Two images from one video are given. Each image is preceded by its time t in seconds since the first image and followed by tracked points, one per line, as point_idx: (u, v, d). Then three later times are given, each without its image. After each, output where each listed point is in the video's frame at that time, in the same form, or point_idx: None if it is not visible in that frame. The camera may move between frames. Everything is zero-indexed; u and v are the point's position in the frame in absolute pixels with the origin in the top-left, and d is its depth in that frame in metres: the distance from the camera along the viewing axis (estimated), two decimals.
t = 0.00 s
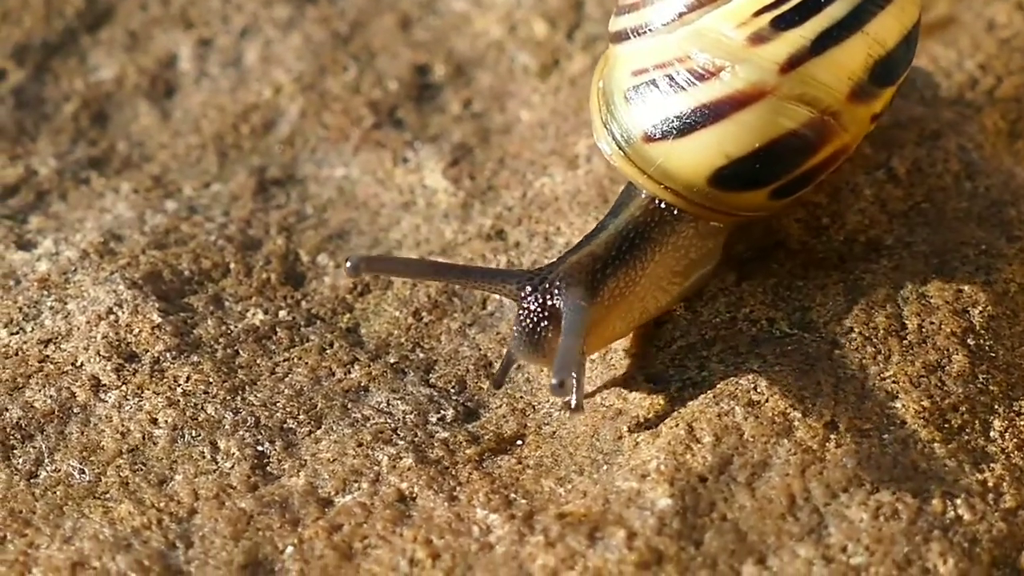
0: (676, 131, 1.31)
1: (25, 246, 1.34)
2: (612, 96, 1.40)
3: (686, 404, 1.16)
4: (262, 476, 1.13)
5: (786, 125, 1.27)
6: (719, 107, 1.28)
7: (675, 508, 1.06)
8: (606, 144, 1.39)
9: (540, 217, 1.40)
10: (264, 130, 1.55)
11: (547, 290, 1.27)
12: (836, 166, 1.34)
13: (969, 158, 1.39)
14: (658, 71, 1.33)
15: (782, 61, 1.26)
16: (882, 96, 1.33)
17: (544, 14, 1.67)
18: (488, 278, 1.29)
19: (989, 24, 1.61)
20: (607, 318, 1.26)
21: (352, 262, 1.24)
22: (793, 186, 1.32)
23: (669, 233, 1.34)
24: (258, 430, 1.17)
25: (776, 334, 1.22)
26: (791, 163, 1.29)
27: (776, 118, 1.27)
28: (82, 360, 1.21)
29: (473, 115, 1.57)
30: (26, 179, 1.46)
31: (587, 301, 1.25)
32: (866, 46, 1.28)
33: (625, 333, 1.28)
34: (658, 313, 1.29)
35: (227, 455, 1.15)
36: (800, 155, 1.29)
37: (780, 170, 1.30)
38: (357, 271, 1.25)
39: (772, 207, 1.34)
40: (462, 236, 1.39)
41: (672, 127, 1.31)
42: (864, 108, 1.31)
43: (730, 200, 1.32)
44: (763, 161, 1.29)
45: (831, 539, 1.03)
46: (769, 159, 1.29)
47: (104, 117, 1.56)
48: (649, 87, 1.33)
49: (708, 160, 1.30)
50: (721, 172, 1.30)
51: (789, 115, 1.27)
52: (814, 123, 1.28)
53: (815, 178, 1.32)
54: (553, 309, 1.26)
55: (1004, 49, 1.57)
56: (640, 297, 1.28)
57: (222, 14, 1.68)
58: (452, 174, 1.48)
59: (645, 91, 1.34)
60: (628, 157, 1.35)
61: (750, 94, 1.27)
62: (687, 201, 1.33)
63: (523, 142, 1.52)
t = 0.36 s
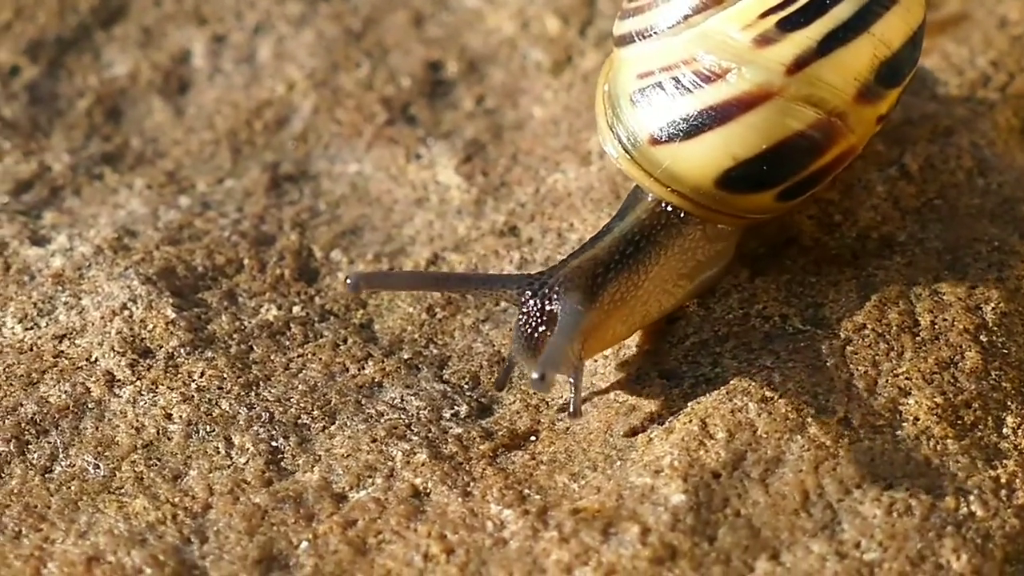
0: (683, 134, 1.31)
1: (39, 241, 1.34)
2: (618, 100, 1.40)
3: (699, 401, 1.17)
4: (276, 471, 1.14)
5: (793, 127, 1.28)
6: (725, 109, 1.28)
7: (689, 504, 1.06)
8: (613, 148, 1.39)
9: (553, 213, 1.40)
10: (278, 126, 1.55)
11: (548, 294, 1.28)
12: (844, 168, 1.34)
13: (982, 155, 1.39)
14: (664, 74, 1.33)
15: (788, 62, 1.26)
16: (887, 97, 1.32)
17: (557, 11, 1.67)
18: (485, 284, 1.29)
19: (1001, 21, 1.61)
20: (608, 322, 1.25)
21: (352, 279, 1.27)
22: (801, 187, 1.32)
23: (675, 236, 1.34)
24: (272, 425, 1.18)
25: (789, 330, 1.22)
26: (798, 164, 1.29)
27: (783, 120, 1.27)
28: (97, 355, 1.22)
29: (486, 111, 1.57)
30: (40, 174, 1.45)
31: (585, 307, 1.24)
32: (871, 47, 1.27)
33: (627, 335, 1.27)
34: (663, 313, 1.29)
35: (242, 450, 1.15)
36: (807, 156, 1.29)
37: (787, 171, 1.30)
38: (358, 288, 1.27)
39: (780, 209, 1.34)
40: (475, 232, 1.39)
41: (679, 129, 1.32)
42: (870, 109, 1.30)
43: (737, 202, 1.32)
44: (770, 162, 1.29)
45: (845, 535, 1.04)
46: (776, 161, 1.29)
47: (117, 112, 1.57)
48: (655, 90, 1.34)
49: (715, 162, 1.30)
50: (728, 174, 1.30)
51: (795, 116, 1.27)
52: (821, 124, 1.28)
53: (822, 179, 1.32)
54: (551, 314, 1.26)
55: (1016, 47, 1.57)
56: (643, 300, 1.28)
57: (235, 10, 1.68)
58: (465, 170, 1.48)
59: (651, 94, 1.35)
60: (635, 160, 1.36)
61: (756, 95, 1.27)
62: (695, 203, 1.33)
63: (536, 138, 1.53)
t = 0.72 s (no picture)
0: (682, 129, 1.32)
1: (52, 233, 1.35)
2: (617, 99, 1.40)
3: (713, 393, 1.17)
4: (290, 462, 1.14)
5: (791, 117, 1.28)
6: (723, 102, 1.29)
7: (703, 496, 1.07)
8: (613, 147, 1.39)
9: (566, 205, 1.40)
10: (291, 118, 1.55)
11: (547, 281, 1.28)
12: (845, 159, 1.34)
13: (995, 148, 1.39)
14: (661, 71, 1.34)
15: (784, 53, 1.27)
16: (885, 85, 1.32)
17: (570, 4, 1.68)
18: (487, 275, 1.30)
19: (1014, 15, 1.62)
20: (606, 313, 1.27)
21: (352, 274, 1.26)
22: (802, 180, 1.32)
23: (678, 232, 1.34)
24: (286, 416, 1.18)
25: (803, 323, 1.22)
26: (798, 155, 1.29)
27: (782, 110, 1.28)
28: (111, 346, 1.22)
29: (499, 104, 1.57)
30: (53, 166, 1.45)
31: (585, 294, 1.26)
32: (867, 35, 1.28)
33: (623, 330, 1.29)
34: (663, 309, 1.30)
35: (255, 441, 1.16)
36: (808, 147, 1.29)
37: (788, 163, 1.30)
38: (358, 282, 1.26)
39: (783, 203, 1.34)
40: (488, 224, 1.39)
41: (678, 124, 1.32)
42: (868, 97, 1.31)
43: (739, 196, 1.32)
44: (770, 154, 1.29)
45: (859, 526, 1.04)
46: (776, 152, 1.29)
47: (131, 105, 1.57)
48: (653, 88, 1.35)
49: (715, 156, 1.30)
50: (729, 167, 1.30)
51: (794, 107, 1.28)
52: (819, 114, 1.28)
53: (824, 171, 1.32)
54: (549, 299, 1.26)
55: None
56: (644, 292, 1.28)
57: (248, 4, 1.68)
58: (478, 163, 1.48)
59: (649, 92, 1.35)
60: (635, 158, 1.36)
61: (753, 87, 1.27)
62: (697, 198, 1.33)
63: (549, 131, 1.53)
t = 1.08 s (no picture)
0: (684, 128, 1.32)
1: (69, 229, 1.35)
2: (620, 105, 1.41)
3: (730, 389, 1.17)
4: (307, 458, 1.15)
5: (792, 109, 1.28)
6: (724, 98, 1.29)
7: (720, 492, 1.07)
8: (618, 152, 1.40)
9: (583, 202, 1.41)
10: (307, 115, 1.55)
11: (548, 289, 1.28)
12: (850, 152, 1.34)
13: (1011, 144, 1.39)
14: (660, 73, 1.35)
15: (782, 45, 1.28)
16: (887, 73, 1.32)
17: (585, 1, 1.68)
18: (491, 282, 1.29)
19: None
20: (609, 319, 1.27)
21: (355, 282, 1.26)
22: (808, 174, 1.31)
23: (688, 233, 1.35)
24: (303, 412, 1.19)
25: (820, 319, 1.23)
26: (802, 148, 1.29)
27: (782, 103, 1.28)
28: (128, 342, 1.23)
29: (515, 100, 1.57)
30: (70, 162, 1.46)
31: (586, 301, 1.26)
32: (864, 23, 1.28)
33: (626, 335, 1.29)
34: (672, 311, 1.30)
35: (273, 437, 1.16)
36: (811, 139, 1.29)
37: (792, 156, 1.30)
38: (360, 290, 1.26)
39: (790, 198, 1.33)
40: (505, 221, 1.40)
41: (680, 124, 1.32)
42: (870, 86, 1.31)
43: (745, 192, 1.31)
44: (774, 148, 1.29)
45: (876, 522, 1.04)
46: (779, 146, 1.29)
47: (147, 101, 1.57)
48: (653, 90, 1.35)
49: (719, 153, 1.30)
50: (733, 163, 1.30)
51: (794, 99, 1.28)
52: (820, 105, 1.28)
53: (829, 164, 1.32)
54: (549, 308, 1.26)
55: None
56: (650, 296, 1.29)
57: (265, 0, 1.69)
58: (494, 159, 1.48)
59: (649, 95, 1.36)
60: (640, 161, 1.36)
61: (753, 80, 1.28)
62: (704, 198, 1.33)
63: (565, 128, 1.53)
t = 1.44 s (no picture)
0: (689, 124, 1.32)
1: (89, 218, 1.36)
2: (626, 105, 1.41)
3: (747, 378, 1.18)
4: (326, 447, 1.15)
5: (796, 102, 1.28)
6: (728, 92, 1.30)
7: (738, 481, 1.07)
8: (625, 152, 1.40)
9: (600, 192, 1.42)
10: (325, 106, 1.56)
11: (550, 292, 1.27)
12: (856, 146, 1.34)
13: None
14: (664, 71, 1.36)
15: (783, 38, 1.28)
16: (890, 65, 1.33)
17: None
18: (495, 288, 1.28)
19: None
20: (612, 322, 1.26)
21: (361, 294, 1.24)
22: (815, 167, 1.31)
23: (696, 231, 1.35)
24: (322, 401, 1.19)
25: (837, 309, 1.23)
26: (807, 142, 1.30)
27: (786, 96, 1.28)
28: (147, 331, 1.23)
29: (533, 91, 1.58)
30: (89, 153, 1.47)
31: (588, 304, 1.24)
32: (864, 15, 1.29)
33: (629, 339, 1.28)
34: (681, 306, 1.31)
35: (292, 426, 1.17)
36: (816, 132, 1.29)
37: (797, 149, 1.30)
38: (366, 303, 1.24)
39: (798, 193, 1.33)
40: (523, 211, 1.40)
41: (685, 120, 1.33)
42: (873, 78, 1.31)
43: (752, 187, 1.31)
44: (779, 142, 1.29)
45: (893, 512, 1.05)
46: (785, 139, 1.29)
47: (165, 91, 1.57)
48: (657, 88, 1.36)
49: (724, 148, 1.30)
50: (740, 158, 1.30)
51: (798, 92, 1.28)
52: (824, 98, 1.29)
53: (836, 157, 1.32)
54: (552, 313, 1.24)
55: None
56: (654, 296, 1.28)
57: None
58: (512, 150, 1.49)
59: (654, 93, 1.36)
60: (647, 159, 1.37)
61: (756, 73, 1.29)
62: (712, 194, 1.33)
63: (582, 118, 1.54)
